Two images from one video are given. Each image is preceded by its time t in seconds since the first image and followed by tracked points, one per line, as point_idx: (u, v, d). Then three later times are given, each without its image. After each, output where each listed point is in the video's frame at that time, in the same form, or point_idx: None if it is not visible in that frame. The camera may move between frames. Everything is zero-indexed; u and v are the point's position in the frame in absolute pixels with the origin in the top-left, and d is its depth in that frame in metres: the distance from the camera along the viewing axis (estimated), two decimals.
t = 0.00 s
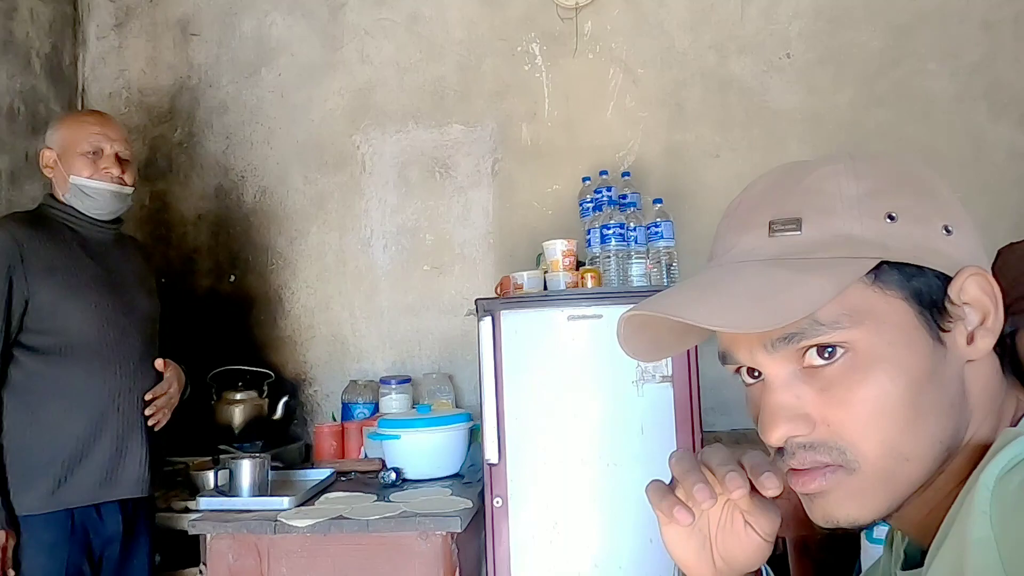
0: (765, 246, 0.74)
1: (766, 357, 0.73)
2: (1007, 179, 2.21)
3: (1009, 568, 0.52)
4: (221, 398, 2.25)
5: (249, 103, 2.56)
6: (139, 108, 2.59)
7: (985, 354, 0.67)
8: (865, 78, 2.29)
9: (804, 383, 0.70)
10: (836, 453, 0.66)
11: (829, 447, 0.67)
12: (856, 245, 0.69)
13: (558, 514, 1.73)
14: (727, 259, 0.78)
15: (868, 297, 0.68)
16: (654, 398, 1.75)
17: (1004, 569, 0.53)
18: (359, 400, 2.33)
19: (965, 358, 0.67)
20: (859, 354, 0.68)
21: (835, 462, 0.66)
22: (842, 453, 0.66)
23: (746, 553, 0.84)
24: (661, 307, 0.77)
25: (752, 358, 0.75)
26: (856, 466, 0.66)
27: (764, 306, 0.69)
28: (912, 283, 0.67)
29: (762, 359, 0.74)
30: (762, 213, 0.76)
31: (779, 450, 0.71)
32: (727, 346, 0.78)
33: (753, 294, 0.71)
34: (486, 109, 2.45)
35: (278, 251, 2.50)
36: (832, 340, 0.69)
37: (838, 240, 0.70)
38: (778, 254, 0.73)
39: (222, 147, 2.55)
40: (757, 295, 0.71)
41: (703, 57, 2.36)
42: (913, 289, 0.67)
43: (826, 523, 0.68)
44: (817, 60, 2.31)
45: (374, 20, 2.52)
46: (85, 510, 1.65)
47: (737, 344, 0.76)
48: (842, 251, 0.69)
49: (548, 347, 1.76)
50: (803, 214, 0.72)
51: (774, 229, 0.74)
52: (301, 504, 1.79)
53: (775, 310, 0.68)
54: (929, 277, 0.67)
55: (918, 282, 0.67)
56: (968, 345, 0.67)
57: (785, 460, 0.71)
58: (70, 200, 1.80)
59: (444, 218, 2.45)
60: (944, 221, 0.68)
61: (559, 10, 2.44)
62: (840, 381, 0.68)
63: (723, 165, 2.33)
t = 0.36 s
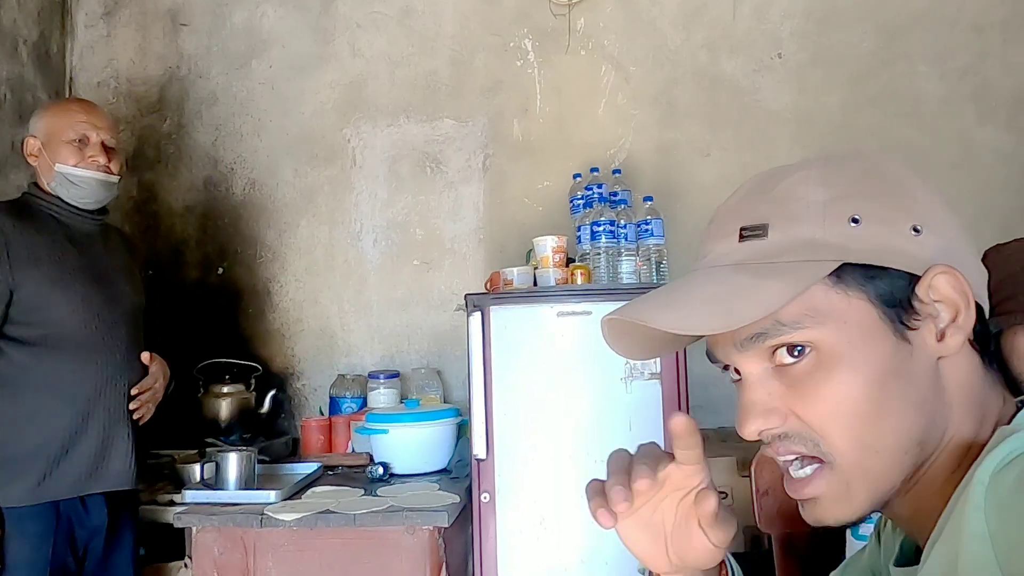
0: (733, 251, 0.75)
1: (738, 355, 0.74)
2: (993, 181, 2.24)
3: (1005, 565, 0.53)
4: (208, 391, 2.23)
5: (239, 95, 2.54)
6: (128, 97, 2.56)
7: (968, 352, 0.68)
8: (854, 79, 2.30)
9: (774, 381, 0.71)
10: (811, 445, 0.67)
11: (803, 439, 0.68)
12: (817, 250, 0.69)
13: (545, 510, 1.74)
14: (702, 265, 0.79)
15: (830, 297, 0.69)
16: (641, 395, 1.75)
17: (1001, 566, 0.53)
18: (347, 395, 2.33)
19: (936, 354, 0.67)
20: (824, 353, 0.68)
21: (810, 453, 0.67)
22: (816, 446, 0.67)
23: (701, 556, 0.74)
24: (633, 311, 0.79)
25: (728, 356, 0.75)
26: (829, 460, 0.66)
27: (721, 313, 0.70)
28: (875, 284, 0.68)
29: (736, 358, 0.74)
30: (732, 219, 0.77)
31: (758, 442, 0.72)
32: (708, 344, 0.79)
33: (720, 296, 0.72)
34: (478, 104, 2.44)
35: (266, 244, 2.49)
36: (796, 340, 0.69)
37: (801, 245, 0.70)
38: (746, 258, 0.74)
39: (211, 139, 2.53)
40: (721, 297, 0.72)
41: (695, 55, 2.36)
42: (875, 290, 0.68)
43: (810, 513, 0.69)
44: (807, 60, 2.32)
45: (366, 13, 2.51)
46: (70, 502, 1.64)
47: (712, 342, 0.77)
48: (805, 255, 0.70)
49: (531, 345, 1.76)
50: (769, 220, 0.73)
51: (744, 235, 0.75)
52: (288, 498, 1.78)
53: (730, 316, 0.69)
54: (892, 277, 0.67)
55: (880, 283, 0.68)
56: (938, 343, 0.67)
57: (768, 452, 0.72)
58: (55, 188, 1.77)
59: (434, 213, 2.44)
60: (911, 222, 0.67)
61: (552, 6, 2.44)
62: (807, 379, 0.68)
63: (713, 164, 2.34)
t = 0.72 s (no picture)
0: (758, 231, 0.74)
1: (753, 336, 0.73)
2: (987, 181, 2.25)
3: (1006, 565, 0.53)
4: (201, 389, 2.22)
5: (232, 92, 2.53)
6: (121, 94, 2.54)
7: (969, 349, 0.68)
8: (849, 79, 2.31)
9: (791, 361, 0.70)
10: (823, 426, 0.66)
11: (816, 419, 0.66)
12: (844, 230, 0.68)
13: (539, 509, 1.74)
14: (720, 245, 0.78)
15: (855, 280, 0.68)
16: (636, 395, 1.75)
17: (1001, 566, 0.53)
18: (340, 394, 2.32)
19: (948, 347, 0.68)
20: (846, 334, 0.68)
21: (822, 435, 0.66)
22: (829, 427, 0.66)
23: None
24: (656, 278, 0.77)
25: (741, 337, 0.74)
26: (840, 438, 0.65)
27: (751, 280, 0.69)
28: (899, 271, 0.68)
29: (750, 339, 0.73)
30: (755, 203, 0.76)
31: (764, 427, 0.71)
32: (719, 326, 0.78)
33: (745, 269, 0.71)
34: (473, 103, 2.44)
35: (260, 243, 2.48)
36: (819, 321, 0.69)
37: (827, 226, 0.69)
38: (769, 238, 0.73)
39: (204, 136, 2.52)
40: (748, 269, 0.70)
41: (690, 55, 2.36)
42: (898, 278, 0.68)
43: (810, 502, 0.67)
44: (802, 60, 2.33)
45: (360, 11, 2.50)
46: (59, 501, 1.63)
47: (728, 322, 0.76)
48: (831, 235, 0.69)
49: (530, 341, 1.76)
50: (796, 202, 0.72)
51: (768, 215, 0.74)
52: (281, 497, 1.78)
53: (761, 283, 0.68)
54: (913, 266, 0.68)
55: (903, 271, 0.68)
56: (951, 335, 0.68)
57: (772, 438, 0.70)
58: (48, 185, 1.76)
59: (428, 212, 2.44)
60: (930, 217, 0.68)
61: (547, 4, 2.43)
62: (827, 359, 0.68)
63: (708, 163, 2.34)
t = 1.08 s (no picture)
0: (762, 220, 0.74)
1: (746, 328, 0.74)
2: (979, 181, 2.25)
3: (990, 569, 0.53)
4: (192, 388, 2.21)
5: (225, 89, 2.51)
6: (113, 91, 2.53)
7: (968, 355, 0.67)
8: (843, 80, 2.31)
9: (779, 357, 0.71)
10: (803, 425, 0.68)
11: (797, 418, 0.68)
12: (848, 232, 0.67)
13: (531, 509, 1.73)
14: (723, 229, 0.78)
15: (851, 283, 0.68)
16: (629, 394, 1.75)
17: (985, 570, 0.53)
18: (332, 392, 2.31)
19: (942, 358, 0.67)
20: (835, 337, 0.68)
21: (801, 434, 0.68)
22: (808, 427, 0.67)
23: None
24: (654, 263, 0.78)
25: (734, 327, 0.75)
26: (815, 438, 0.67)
27: (748, 275, 0.70)
28: (900, 277, 0.66)
29: (742, 330, 0.74)
30: (765, 189, 0.75)
31: (749, 416, 0.73)
32: (715, 312, 0.78)
33: (738, 263, 0.71)
34: (466, 101, 2.43)
35: (252, 241, 2.47)
36: (810, 322, 0.69)
37: (829, 225, 0.68)
38: (771, 229, 0.72)
39: (197, 133, 2.50)
40: (742, 264, 0.71)
41: (684, 54, 2.36)
42: (900, 285, 0.66)
43: (784, 496, 0.70)
44: (796, 60, 2.33)
45: (354, 8, 2.49)
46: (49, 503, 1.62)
47: (722, 311, 0.77)
48: (830, 236, 0.68)
49: (526, 340, 1.76)
50: (805, 195, 0.71)
51: (775, 206, 0.73)
52: (272, 496, 1.77)
53: (757, 281, 0.69)
54: (918, 273, 0.66)
55: (905, 277, 0.66)
56: (947, 346, 0.66)
57: (756, 427, 0.72)
58: (44, 181, 1.75)
59: (421, 210, 2.43)
60: (945, 222, 0.65)
61: (541, 3, 2.43)
62: (813, 361, 0.68)
63: (701, 162, 2.34)
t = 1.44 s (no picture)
0: (744, 234, 0.74)
1: (732, 340, 0.75)
2: (968, 182, 2.27)
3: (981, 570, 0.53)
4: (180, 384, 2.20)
5: (215, 83, 2.49)
6: (101, 84, 2.50)
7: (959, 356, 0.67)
8: (833, 81, 2.32)
9: (762, 369, 0.72)
10: (783, 438, 0.69)
11: (777, 432, 0.69)
12: (828, 247, 0.67)
13: (521, 507, 1.73)
14: (707, 241, 0.79)
15: (833, 298, 0.68)
16: (620, 392, 1.75)
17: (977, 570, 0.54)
18: (322, 389, 2.31)
19: (926, 369, 0.66)
20: (816, 350, 0.68)
21: (782, 447, 0.69)
22: (788, 440, 0.68)
23: None
24: (638, 279, 0.80)
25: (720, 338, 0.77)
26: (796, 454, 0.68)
27: (726, 295, 0.71)
28: (880, 291, 0.66)
29: (729, 341, 0.76)
30: (746, 201, 0.74)
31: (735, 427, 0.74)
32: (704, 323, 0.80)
33: (718, 280, 0.73)
34: (458, 98, 2.42)
35: (242, 237, 2.45)
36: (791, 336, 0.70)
37: (810, 240, 0.69)
38: (752, 244, 0.73)
39: (187, 128, 2.48)
40: (722, 281, 0.72)
41: (676, 53, 2.37)
42: (881, 298, 0.66)
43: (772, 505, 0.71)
44: (787, 60, 2.34)
45: (345, 3, 2.48)
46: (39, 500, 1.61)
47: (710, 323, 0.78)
48: (812, 251, 0.68)
49: (515, 341, 1.76)
50: (785, 208, 0.70)
51: (757, 218, 0.73)
52: (260, 493, 1.76)
53: (733, 302, 0.70)
54: (900, 286, 0.66)
55: (887, 290, 0.66)
56: (931, 357, 0.66)
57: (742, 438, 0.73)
58: (50, 185, 1.74)
59: (412, 207, 2.42)
60: (931, 232, 0.65)
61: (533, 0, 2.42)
62: (794, 375, 0.69)
63: (693, 161, 2.35)
